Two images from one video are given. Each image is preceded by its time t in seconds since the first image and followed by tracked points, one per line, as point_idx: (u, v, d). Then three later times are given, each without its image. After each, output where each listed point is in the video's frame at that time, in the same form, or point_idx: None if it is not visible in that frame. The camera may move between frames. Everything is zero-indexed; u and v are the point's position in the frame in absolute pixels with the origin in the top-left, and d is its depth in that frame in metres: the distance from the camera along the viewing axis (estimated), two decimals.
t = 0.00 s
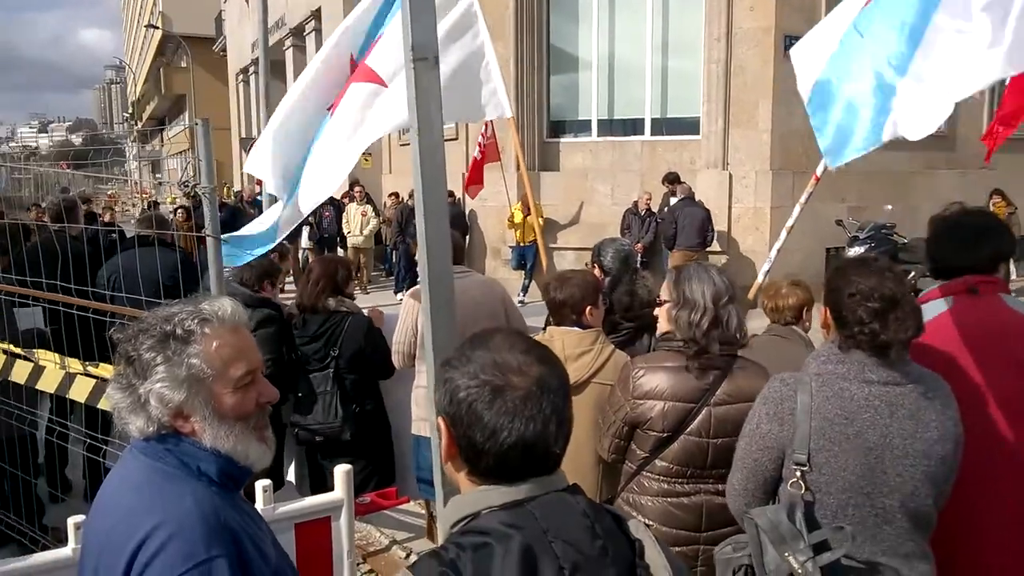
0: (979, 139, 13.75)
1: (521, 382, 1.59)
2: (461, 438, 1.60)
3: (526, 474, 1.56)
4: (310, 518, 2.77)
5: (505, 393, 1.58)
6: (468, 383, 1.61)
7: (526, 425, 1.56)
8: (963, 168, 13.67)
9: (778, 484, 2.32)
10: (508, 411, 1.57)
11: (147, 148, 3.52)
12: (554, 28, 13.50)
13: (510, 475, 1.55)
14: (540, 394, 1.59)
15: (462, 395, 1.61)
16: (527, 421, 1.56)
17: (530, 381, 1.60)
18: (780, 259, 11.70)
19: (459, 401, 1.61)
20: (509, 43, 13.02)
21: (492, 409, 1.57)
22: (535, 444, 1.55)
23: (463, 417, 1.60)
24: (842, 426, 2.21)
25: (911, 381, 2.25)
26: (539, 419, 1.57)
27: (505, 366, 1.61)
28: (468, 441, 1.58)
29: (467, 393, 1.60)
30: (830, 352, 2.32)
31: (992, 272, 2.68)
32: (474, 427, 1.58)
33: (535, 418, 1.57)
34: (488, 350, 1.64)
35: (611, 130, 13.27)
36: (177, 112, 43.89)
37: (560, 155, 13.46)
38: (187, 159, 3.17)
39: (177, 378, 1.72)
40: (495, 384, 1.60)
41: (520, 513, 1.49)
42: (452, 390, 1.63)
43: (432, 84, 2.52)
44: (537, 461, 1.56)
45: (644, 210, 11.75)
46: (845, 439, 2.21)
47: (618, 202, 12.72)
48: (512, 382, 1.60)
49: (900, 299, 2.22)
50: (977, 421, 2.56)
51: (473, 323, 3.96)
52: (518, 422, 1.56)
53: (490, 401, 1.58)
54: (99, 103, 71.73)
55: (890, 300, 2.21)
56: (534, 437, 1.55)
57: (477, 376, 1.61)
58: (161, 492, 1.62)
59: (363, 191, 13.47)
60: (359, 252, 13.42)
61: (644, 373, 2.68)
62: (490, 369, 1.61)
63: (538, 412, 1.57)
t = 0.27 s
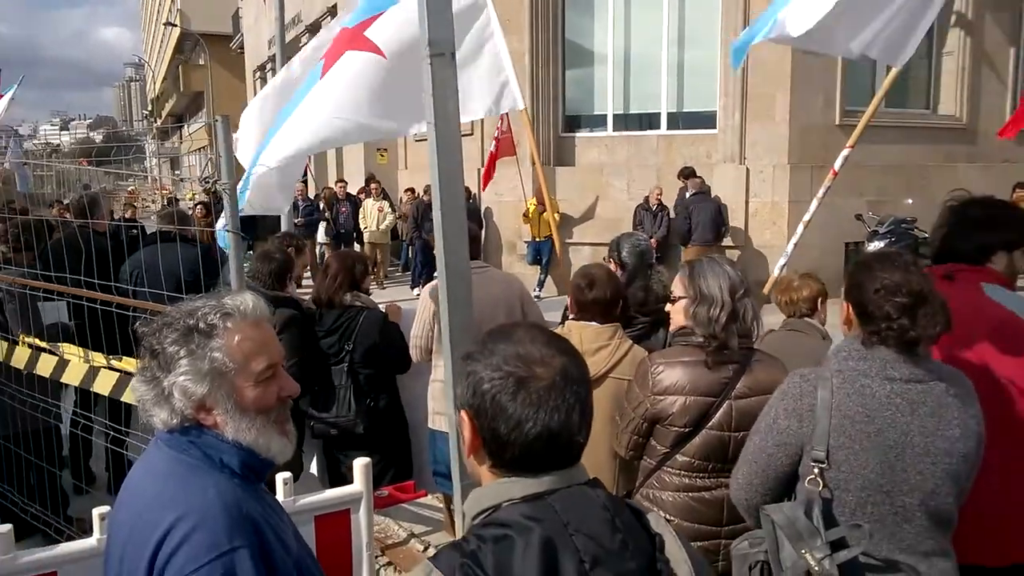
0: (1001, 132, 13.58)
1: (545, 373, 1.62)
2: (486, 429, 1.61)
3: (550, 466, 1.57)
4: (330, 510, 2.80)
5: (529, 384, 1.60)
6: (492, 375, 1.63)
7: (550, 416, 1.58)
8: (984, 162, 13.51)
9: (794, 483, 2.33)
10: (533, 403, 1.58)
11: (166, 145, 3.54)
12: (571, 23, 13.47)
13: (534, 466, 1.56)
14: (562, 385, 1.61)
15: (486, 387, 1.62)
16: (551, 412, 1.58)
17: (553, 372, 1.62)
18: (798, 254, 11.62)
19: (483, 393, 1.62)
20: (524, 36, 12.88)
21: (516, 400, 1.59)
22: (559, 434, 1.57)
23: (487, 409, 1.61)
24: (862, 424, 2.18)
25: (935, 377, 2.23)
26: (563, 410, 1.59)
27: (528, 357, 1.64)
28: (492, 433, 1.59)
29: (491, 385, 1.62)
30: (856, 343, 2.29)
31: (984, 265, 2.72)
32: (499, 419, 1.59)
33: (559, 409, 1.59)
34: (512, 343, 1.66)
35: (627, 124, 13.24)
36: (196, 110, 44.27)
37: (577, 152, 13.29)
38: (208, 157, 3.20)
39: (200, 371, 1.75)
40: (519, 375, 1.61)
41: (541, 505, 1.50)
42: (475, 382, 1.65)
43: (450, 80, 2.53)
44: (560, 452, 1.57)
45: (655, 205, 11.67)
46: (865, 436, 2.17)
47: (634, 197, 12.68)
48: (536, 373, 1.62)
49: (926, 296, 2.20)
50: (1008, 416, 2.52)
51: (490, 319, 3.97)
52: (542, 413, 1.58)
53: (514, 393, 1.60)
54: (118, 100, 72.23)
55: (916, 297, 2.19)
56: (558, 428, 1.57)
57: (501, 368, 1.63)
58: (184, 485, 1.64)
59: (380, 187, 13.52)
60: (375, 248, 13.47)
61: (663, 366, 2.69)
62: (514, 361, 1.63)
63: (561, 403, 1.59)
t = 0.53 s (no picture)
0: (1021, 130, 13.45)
1: (564, 366, 1.62)
2: (505, 423, 1.61)
3: (570, 459, 1.57)
4: (347, 503, 2.82)
5: (549, 377, 1.61)
6: (511, 369, 1.63)
7: (570, 409, 1.58)
8: (1004, 160, 13.39)
9: (816, 490, 2.30)
10: (554, 396, 1.59)
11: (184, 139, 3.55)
12: (586, 19, 13.47)
13: (554, 459, 1.56)
14: (581, 378, 1.61)
15: (505, 382, 1.62)
16: (572, 405, 1.59)
17: (572, 365, 1.63)
18: (814, 252, 11.56)
19: (502, 388, 1.62)
20: (540, 36, 13.04)
21: (536, 394, 1.59)
22: (579, 426, 1.57)
23: (506, 402, 1.61)
24: (882, 425, 2.15)
25: (956, 376, 2.21)
26: (583, 402, 1.60)
27: (547, 351, 1.64)
28: (512, 427, 1.60)
29: (510, 380, 1.62)
30: (874, 340, 2.27)
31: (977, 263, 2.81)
32: (519, 413, 1.59)
33: (579, 401, 1.59)
34: (529, 336, 1.66)
35: (642, 121, 13.20)
36: (212, 106, 44.52)
37: (591, 148, 13.37)
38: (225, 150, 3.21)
39: (219, 364, 1.76)
40: (538, 368, 1.62)
41: (559, 500, 1.50)
42: (494, 377, 1.65)
43: (466, 75, 2.53)
44: (580, 444, 1.58)
45: (662, 202, 11.65)
46: (885, 437, 2.15)
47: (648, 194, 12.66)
48: (555, 367, 1.62)
49: (945, 293, 2.19)
50: None
51: (506, 316, 3.97)
52: (563, 406, 1.58)
53: (534, 386, 1.60)
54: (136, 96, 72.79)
55: (934, 293, 2.18)
56: (578, 421, 1.57)
57: (520, 362, 1.63)
58: (204, 477, 1.66)
59: (394, 183, 13.54)
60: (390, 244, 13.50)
61: (680, 363, 2.68)
62: (532, 354, 1.64)
63: (581, 395, 1.60)
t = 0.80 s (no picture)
0: None
1: (586, 365, 1.61)
2: (526, 421, 1.61)
3: (590, 458, 1.57)
4: (370, 499, 2.83)
5: (569, 375, 1.60)
6: (532, 366, 1.63)
7: (589, 409, 1.57)
8: None
9: (845, 497, 2.22)
10: (573, 396, 1.59)
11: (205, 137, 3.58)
12: (607, 17, 13.44)
13: (575, 457, 1.56)
14: (603, 378, 1.61)
15: (526, 378, 1.63)
16: (590, 405, 1.58)
17: (594, 365, 1.62)
18: (837, 251, 11.46)
19: (523, 384, 1.63)
20: (560, 33, 13.01)
21: (555, 391, 1.59)
22: (597, 427, 1.57)
23: (526, 399, 1.62)
24: (915, 431, 2.09)
25: (987, 379, 2.17)
26: (603, 402, 1.59)
27: (569, 349, 1.63)
28: (532, 423, 1.60)
29: (531, 375, 1.62)
30: (908, 341, 2.21)
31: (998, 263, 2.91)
32: (539, 409, 1.60)
33: (598, 401, 1.59)
34: (552, 334, 1.66)
35: (663, 119, 13.15)
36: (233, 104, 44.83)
37: (611, 145, 13.33)
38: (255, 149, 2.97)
39: (247, 360, 1.77)
40: (558, 366, 1.62)
41: (582, 498, 1.50)
42: (516, 373, 1.65)
43: (489, 72, 2.52)
44: (598, 445, 1.57)
45: (680, 202, 11.65)
46: (918, 442, 2.09)
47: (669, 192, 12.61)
48: (576, 366, 1.61)
49: (964, 274, 2.24)
50: None
51: (527, 315, 3.97)
52: (580, 405, 1.58)
53: (554, 384, 1.60)
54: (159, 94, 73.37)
55: (953, 273, 2.24)
56: (596, 421, 1.57)
57: (541, 359, 1.63)
58: (232, 471, 1.68)
59: (415, 181, 13.57)
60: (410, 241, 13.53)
61: (702, 362, 2.67)
62: (554, 352, 1.63)
63: (601, 396, 1.59)
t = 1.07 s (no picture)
0: None
1: (609, 371, 1.61)
2: (548, 424, 1.61)
3: (611, 462, 1.57)
4: (391, 498, 2.85)
5: (591, 380, 1.60)
6: (556, 368, 1.63)
7: (610, 415, 1.57)
8: None
9: (877, 501, 2.18)
10: (593, 400, 1.58)
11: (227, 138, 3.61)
12: (627, 16, 13.42)
13: (597, 461, 1.56)
14: (625, 382, 1.60)
15: (549, 380, 1.63)
16: (610, 410, 1.57)
17: (617, 370, 1.61)
18: (860, 250, 11.36)
19: (546, 385, 1.63)
20: (580, 32, 13.02)
21: (577, 395, 1.59)
22: (616, 433, 1.56)
23: (549, 402, 1.62)
24: (947, 435, 2.05)
25: (1018, 382, 2.14)
26: (625, 408, 1.58)
27: (593, 353, 1.63)
28: (554, 426, 1.60)
29: (555, 377, 1.62)
30: (939, 342, 2.18)
31: None
32: (558, 413, 1.60)
33: (620, 406, 1.58)
34: (577, 337, 1.66)
35: (683, 118, 13.09)
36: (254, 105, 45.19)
37: (631, 144, 13.30)
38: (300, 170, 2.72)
39: (271, 358, 1.78)
40: (581, 371, 1.61)
41: (606, 498, 1.49)
42: (540, 375, 1.65)
43: (510, 74, 2.53)
44: (618, 450, 1.57)
45: (704, 199, 11.57)
46: (949, 445, 2.05)
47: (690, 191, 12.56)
48: (599, 371, 1.61)
49: (991, 268, 2.26)
50: None
51: (548, 314, 3.97)
52: (601, 411, 1.57)
53: (575, 388, 1.60)
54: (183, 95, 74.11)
55: (979, 267, 2.26)
56: (616, 428, 1.56)
57: (565, 362, 1.63)
58: (259, 470, 1.69)
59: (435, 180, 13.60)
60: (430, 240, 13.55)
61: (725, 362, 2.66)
62: (578, 356, 1.63)
63: (622, 403, 1.58)
